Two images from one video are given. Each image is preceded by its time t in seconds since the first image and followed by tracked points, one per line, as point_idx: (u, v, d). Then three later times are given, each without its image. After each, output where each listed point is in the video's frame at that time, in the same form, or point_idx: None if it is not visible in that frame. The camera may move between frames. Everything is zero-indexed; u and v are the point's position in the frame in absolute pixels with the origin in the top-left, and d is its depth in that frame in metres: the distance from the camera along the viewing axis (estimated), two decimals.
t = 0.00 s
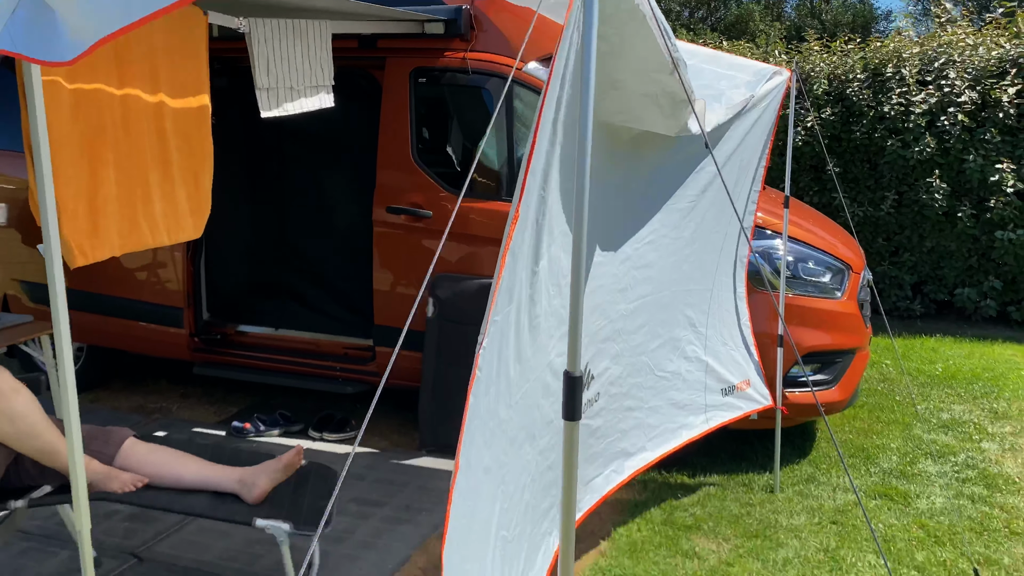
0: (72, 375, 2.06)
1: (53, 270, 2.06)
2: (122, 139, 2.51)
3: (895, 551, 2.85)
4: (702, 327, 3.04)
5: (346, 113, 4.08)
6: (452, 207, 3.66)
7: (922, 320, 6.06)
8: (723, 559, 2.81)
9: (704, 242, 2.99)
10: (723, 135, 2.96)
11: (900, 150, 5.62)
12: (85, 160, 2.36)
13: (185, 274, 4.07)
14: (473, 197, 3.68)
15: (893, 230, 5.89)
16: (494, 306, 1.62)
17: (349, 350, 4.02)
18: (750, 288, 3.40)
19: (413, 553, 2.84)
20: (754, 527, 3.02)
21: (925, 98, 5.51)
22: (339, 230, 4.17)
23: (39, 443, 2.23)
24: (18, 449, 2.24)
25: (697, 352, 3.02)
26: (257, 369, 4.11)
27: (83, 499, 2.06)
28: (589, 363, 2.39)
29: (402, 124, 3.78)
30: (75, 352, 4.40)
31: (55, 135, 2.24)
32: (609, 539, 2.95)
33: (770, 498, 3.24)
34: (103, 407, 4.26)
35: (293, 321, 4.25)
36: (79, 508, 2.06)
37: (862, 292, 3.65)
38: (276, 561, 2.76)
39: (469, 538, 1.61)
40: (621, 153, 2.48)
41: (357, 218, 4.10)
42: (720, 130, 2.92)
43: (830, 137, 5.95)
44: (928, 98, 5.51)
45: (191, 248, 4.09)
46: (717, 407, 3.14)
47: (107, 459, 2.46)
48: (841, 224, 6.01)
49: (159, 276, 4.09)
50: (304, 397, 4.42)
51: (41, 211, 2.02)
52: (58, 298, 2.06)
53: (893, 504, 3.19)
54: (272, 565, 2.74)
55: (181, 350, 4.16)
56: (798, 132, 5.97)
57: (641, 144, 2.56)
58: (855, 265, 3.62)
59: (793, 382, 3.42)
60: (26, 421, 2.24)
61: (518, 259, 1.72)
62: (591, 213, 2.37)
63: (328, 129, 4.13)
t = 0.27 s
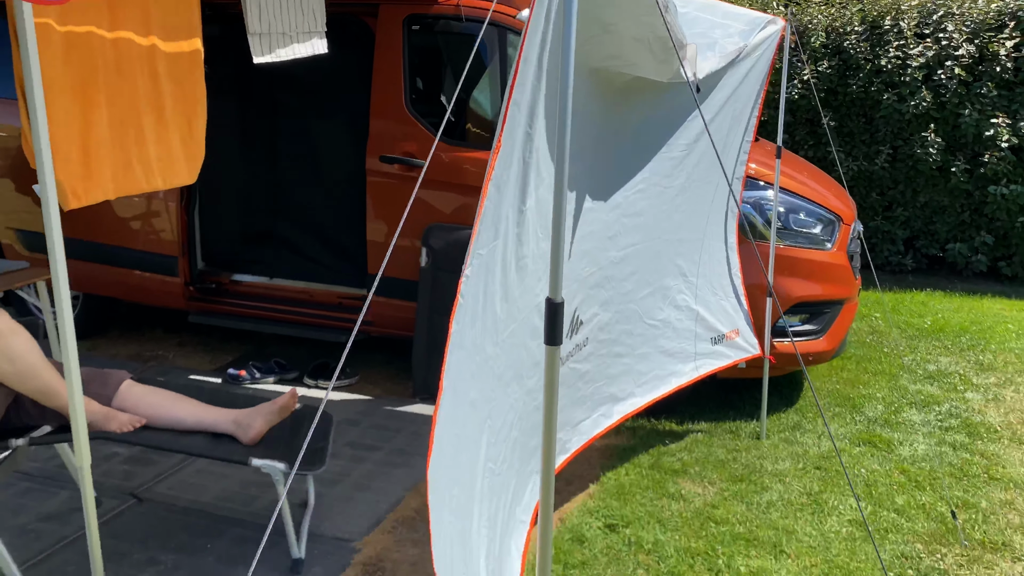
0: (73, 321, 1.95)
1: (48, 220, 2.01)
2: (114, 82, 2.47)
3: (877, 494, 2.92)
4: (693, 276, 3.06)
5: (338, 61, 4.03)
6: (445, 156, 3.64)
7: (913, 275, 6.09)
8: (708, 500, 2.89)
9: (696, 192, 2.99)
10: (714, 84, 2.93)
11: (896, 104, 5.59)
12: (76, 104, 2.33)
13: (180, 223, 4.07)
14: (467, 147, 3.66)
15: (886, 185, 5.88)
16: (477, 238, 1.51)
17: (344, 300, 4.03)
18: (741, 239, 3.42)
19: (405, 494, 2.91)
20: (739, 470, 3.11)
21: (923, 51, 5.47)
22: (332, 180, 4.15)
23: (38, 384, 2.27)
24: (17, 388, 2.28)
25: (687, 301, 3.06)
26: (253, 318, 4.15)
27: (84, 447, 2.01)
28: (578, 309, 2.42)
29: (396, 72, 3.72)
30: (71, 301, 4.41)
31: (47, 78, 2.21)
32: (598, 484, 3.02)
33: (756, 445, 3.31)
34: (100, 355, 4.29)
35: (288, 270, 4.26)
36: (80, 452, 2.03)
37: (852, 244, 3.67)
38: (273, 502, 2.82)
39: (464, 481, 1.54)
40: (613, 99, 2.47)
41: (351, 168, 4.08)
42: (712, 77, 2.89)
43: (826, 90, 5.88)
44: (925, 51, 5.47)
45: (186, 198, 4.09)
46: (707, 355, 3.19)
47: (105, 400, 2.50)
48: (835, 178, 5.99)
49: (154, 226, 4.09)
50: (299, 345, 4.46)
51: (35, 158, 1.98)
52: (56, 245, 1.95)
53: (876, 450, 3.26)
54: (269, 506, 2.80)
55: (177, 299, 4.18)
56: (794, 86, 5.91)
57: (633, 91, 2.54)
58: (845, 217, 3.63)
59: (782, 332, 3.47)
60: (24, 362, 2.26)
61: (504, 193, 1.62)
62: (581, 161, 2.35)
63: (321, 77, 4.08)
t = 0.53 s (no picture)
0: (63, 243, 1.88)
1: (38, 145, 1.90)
2: (101, 19, 2.40)
3: (856, 436, 3.00)
4: (681, 223, 3.09)
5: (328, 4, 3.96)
6: (436, 102, 3.63)
7: (904, 229, 6.12)
8: (691, 441, 2.97)
9: (685, 138, 3.00)
10: (706, 29, 2.89)
11: (891, 56, 5.58)
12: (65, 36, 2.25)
13: (173, 169, 4.07)
14: (458, 93, 3.65)
15: (879, 137, 5.87)
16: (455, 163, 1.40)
17: (337, 247, 4.05)
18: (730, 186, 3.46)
19: (397, 433, 2.98)
20: (723, 412, 3.19)
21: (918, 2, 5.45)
22: (323, 127, 4.13)
23: (33, 320, 2.31)
24: (13, 325, 2.31)
25: (675, 248, 3.09)
26: (247, 264, 4.19)
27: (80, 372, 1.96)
28: (562, 251, 2.44)
29: (387, 19, 3.70)
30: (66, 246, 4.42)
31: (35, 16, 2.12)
32: (585, 425, 3.09)
33: (741, 389, 3.39)
34: (95, 300, 4.32)
35: (281, 217, 4.27)
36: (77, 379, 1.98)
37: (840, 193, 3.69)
38: (267, 441, 2.88)
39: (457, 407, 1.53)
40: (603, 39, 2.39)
41: (342, 114, 4.05)
42: (703, 21, 2.84)
43: (820, 43, 5.86)
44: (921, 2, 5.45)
45: (179, 144, 4.09)
46: (695, 300, 3.25)
47: (101, 338, 2.54)
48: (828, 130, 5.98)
49: (147, 172, 4.09)
50: (293, 291, 4.50)
51: (25, 82, 1.90)
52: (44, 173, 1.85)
53: (857, 395, 3.33)
54: (264, 444, 2.86)
55: (171, 244, 4.20)
56: (789, 38, 5.88)
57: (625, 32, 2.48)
58: (834, 165, 3.64)
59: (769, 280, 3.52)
60: (19, 299, 2.29)
61: (484, 120, 1.51)
62: (568, 101, 2.28)
63: (310, 21, 4.02)
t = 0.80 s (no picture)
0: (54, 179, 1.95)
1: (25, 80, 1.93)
2: None
3: (839, 375, 3.06)
4: (671, 163, 3.09)
5: None
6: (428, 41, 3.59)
7: (897, 179, 6.12)
8: (676, 378, 3.03)
9: (676, 77, 2.97)
10: None
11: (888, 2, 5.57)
12: None
13: (163, 109, 4.02)
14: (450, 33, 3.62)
15: (875, 86, 5.83)
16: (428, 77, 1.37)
17: (329, 188, 4.07)
18: (721, 128, 3.46)
19: (388, 369, 3.02)
20: (708, 351, 3.25)
21: None
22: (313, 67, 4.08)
23: (27, 249, 2.32)
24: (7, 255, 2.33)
25: (665, 188, 3.10)
26: (238, 207, 4.14)
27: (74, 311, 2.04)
28: (550, 186, 2.42)
29: None
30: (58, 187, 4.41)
31: None
32: (572, 363, 3.14)
33: (727, 329, 3.44)
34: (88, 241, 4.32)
35: (273, 159, 4.26)
36: (70, 313, 2.05)
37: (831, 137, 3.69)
38: (260, 375, 2.93)
39: (438, 326, 1.55)
40: None
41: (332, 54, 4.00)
42: None
43: None
44: None
45: (170, 85, 4.04)
46: (684, 242, 3.27)
47: (94, 270, 2.57)
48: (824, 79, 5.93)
49: (139, 113, 4.04)
50: (286, 235, 4.51)
51: (10, 9, 1.92)
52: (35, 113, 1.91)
53: (841, 336, 3.38)
54: (257, 378, 2.90)
55: (163, 186, 4.17)
56: None
57: None
58: (825, 109, 3.62)
59: (758, 223, 3.54)
60: (12, 228, 2.31)
61: (462, 38, 1.48)
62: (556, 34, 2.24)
63: None
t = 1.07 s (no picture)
0: (48, 109, 1.88)
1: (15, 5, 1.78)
2: None
3: (826, 316, 3.10)
4: (665, 104, 3.07)
5: None
6: None
7: (895, 129, 6.10)
8: (665, 318, 3.07)
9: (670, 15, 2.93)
10: None
11: None
12: None
13: (156, 50, 3.98)
14: None
15: (876, 34, 5.78)
16: None
17: (324, 130, 3.99)
18: (716, 71, 3.42)
19: (381, 308, 3.06)
20: (699, 293, 3.28)
21: None
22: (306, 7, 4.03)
23: (22, 180, 2.33)
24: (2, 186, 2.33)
25: (659, 130, 3.08)
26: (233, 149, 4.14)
27: (69, 241, 1.98)
28: (540, 121, 2.41)
29: None
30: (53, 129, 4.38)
31: None
32: (563, 304, 3.18)
33: (718, 273, 3.47)
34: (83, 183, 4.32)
35: (268, 101, 4.23)
36: (65, 246, 1.99)
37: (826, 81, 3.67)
38: (254, 313, 2.96)
39: (421, 249, 1.57)
40: None
41: None
42: None
43: None
44: None
45: (163, 24, 3.98)
46: (677, 184, 3.27)
47: (88, 204, 2.58)
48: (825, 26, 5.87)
49: (134, 55, 4.01)
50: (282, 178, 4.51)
51: None
52: (26, 34, 1.80)
53: (831, 280, 3.41)
54: (251, 315, 2.94)
55: (158, 128, 4.14)
56: None
57: None
58: (822, 52, 3.58)
59: (751, 167, 3.54)
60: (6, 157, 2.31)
61: None
62: None
63: None
